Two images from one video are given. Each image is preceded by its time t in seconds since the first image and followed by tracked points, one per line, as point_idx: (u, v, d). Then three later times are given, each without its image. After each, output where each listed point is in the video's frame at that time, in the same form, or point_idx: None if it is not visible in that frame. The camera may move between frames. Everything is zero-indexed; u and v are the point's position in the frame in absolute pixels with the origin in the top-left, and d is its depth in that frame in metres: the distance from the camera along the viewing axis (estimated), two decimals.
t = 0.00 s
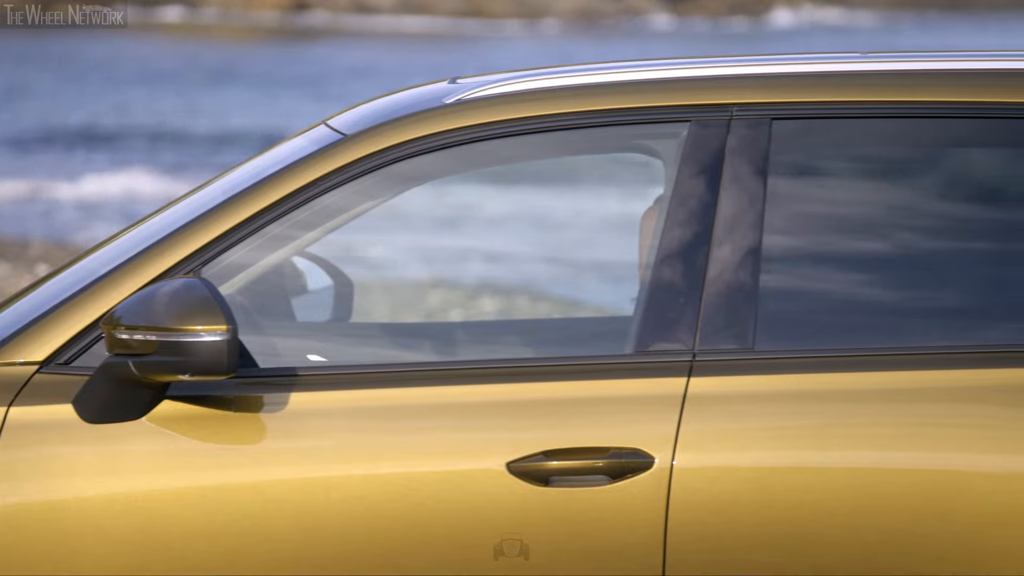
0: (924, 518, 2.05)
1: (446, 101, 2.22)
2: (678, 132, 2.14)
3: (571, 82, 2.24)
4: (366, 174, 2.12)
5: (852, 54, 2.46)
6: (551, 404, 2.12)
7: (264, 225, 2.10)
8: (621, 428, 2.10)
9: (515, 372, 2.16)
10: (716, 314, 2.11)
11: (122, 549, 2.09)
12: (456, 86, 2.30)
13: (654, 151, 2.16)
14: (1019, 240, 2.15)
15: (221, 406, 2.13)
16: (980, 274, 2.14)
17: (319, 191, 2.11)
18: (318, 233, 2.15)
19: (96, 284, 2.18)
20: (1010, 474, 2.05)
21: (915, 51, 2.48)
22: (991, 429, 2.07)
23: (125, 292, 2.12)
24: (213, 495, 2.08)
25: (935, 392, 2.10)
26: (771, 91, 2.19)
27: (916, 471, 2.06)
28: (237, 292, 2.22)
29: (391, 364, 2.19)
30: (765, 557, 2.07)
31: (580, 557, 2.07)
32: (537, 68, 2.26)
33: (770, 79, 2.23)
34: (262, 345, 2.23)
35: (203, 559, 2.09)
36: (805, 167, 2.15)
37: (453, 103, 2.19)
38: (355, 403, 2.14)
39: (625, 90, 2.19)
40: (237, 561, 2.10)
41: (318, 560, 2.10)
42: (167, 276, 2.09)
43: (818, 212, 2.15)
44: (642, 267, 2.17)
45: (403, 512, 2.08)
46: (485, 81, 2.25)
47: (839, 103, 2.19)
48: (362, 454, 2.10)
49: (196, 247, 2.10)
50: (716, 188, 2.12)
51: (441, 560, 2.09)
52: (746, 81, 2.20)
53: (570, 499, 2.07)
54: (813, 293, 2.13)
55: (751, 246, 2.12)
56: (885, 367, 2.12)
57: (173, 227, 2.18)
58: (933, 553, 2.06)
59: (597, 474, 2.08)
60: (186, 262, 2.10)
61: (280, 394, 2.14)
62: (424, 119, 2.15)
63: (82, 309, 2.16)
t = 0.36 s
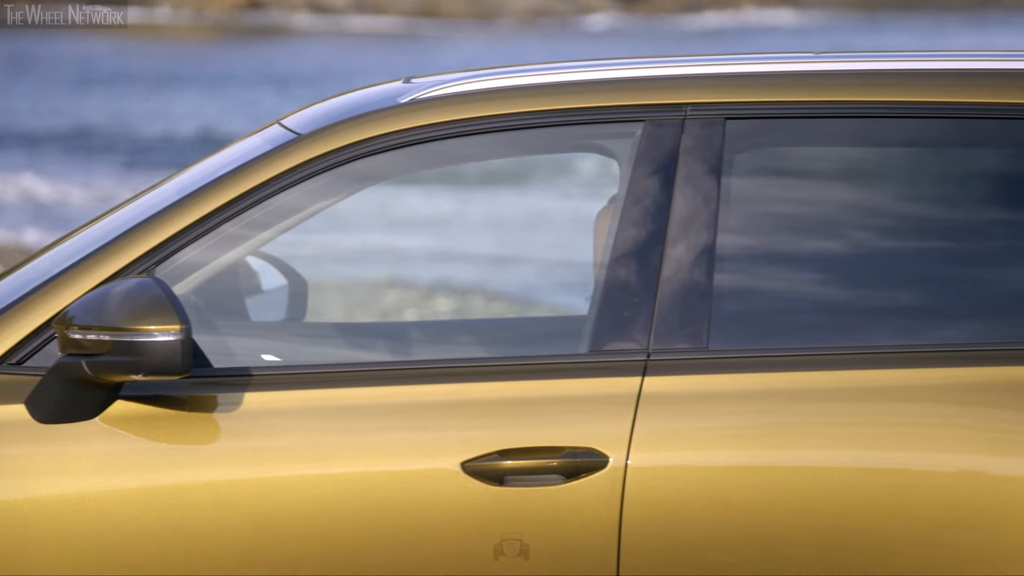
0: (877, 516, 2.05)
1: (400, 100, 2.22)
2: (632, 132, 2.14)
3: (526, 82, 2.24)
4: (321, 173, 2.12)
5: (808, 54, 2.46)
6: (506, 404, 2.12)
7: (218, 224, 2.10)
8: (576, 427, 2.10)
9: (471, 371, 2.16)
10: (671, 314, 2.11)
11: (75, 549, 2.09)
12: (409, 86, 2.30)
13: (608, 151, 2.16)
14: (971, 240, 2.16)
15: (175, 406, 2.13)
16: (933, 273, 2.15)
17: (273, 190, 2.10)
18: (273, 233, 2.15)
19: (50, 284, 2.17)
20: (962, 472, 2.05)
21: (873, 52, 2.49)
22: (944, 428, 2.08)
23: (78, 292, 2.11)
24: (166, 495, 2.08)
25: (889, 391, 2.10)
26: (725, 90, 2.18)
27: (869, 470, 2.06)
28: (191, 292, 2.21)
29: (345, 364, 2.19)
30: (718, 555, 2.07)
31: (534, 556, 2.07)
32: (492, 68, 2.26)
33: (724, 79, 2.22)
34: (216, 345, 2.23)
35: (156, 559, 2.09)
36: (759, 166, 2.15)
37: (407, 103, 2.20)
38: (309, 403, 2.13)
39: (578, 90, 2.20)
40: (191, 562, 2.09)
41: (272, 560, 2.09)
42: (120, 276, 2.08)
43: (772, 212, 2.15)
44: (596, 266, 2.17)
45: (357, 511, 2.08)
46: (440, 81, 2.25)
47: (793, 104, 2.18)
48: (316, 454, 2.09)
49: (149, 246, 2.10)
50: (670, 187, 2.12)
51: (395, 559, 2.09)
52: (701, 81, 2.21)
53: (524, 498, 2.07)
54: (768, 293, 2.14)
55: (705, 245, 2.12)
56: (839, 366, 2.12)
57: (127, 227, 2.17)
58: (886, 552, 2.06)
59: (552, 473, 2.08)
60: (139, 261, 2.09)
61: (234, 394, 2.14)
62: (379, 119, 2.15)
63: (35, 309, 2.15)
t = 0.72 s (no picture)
0: (831, 515, 2.06)
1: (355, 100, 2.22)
2: (587, 131, 2.14)
3: (481, 81, 2.24)
4: (276, 172, 2.11)
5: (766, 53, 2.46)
6: (460, 403, 2.12)
7: (173, 223, 2.09)
8: (530, 426, 2.09)
9: (427, 370, 2.16)
10: (626, 313, 2.11)
11: (28, 549, 2.09)
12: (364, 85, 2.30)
13: (563, 150, 2.16)
14: (925, 239, 2.15)
15: (129, 406, 2.12)
16: (887, 272, 2.15)
17: (227, 189, 2.10)
18: (228, 232, 2.14)
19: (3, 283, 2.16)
20: (916, 471, 2.05)
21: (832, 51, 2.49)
22: (899, 427, 2.07)
23: (31, 292, 2.10)
24: (119, 495, 2.07)
25: (843, 390, 2.10)
26: (681, 89, 2.18)
27: (824, 469, 2.06)
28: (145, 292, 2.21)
29: (300, 364, 2.18)
30: (673, 554, 2.08)
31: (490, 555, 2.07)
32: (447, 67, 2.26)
33: (681, 78, 2.22)
34: (170, 344, 2.22)
35: (111, 559, 2.09)
36: (715, 165, 2.15)
37: (361, 102, 2.20)
38: (264, 402, 2.13)
39: (533, 89, 2.20)
40: (147, 562, 2.09)
41: (229, 560, 2.09)
42: (73, 275, 2.07)
43: (728, 211, 2.15)
44: (551, 265, 2.16)
45: (312, 511, 2.08)
46: (395, 80, 2.25)
47: (749, 103, 2.18)
48: (271, 453, 2.09)
49: (103, 246, 2.09)
50: (625, 186, 2.12)
51: (351, 558, 2.09)
52: (657, 81, 2.21)
53: (478, 497, 2.07)
54: (723, 292, 2.14)
55: (660, 244, 2.12)
56: (794, 365, 2.13)
57: (81, 227, 2.16)
58: (840, 550, 2.06)
59: (507, 472, 2.08)
60: (93, 261, 2.08)
61: (189, 393, 2.14)
62: (333, 118, 2.15)
63: None
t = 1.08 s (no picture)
0: (786, 514, 2.06)
1: (311, 99, 2.22)
2: (542, 130, 2.14)
3: (439, 81, 2.24)
4: (231, 171, 2.11)
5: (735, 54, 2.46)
6: (415, 403, 2.11)
7: (129, 223, 2.09)
8: (486, 426, 2.09)
9: (384, 370, 2.15)
10: (581, 312, 2.11)
11: None
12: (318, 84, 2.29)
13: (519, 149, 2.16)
14: (883, 238, 2.14)
15: (83, 406, 2.12)
16: (843, 272, 2.14)
17: (182, 189, 2.10)
18: (183, 231, 2.14)
19: None
20: (870, 470, 2.06)
21: (795, 50, 2.48)
22: (853, 426, 2.08)
23: None
24: (74, 495, 2.07)
25: (798, 389, 2.11)
26: (637, 89, 2.18)
27: (778, 468, 2.06)
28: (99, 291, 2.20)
29: (255, 364, 2.18)
30: (627, 553, 2.08)
31: (443, 554, 2.07)
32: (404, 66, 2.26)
33: (638, 78, 2.23)
34: (125, 343, 2.21)
35: (65, 560, 2.08)
36: (670, 164, 2.15)
37: (317, 100, 2.19)
38: (219, 402, 2.12)
39: (490, 88, 2.20)
40: (100, 563, 2.08)
41: (183, 560, 2.08)
42: (26, 275, 2.06)
43: (683, 210, 2.15)
44: (507, 264, 2.16)
45: (267, 511, 2.07)
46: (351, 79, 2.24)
47: (705, 103, 2.18)
48: (225, 453, 2.08)
49: (56, 246, 2.08)
50: (581, 185, 2.12)
51: (306, 558, 2.09)
52: (614, 81, 2.21)
53: (433, 497, 2.07)
54: (678, 291, 2.14)
55: (615, 243, 2.12)
56: (749, 364, 2.13)
57: (35, 226, 2.16)
58: (794, 549, 2.07)
59: (462, 472, 2.08)
60: (47, 260, 2.07)
61: (143, 393, 2.13)
62: (288, 117, 2.15)
63: None
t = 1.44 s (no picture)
0: (739, 513, 2.06)
1: (266, 97, 2.21)
2: (497, 129, 2.14)
3: (395, 79, 2.24)
4: (184, 171, 2.10)
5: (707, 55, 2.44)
6: (370, 402, 2.11)
7: (82, 222, 2.08)
8: (441, 425, 2.09)
9: (338, 369, 2.15)
10: (535, 311, 2.11)
11: None
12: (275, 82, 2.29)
13: (474, 148, 2.16)
14: (838, 237, 2.14)
15: (36, 405, 2.11)
16: (799, 270, 2.13)
17: (136, 187, 2.09)
18: (137, 230, 2.14)
19: None
20: (823, 468, 2.06)
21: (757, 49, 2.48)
22: (808, 424, 2.08)
23: None
24: (27, 495, 2.06)
25: (753, 388, 2.11)
26: (594, 88, 2.19)
27: (732, 466, 2.06)
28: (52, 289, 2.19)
29: (210, 363, 2.17)
30: (583, 552, 2.08)
31: (398, 553, 2.07)
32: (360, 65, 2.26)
33: (596, 77, 2.23)
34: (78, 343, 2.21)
35: (20, 559, 2.08)
36: (625, 163, 2.15)
37: (273, 99, 2.19)
38: (172, 402, 2.12)
39: (446, 87, 2.19)
40: (54, 562, 2.08)
41: (136, 560, 2.08)
42: None
43: (638, 209, 2.15)
44: (461, 263, 2.16)
45: (221, 510, 2.07)
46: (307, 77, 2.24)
47: (661, 102, 2.18)
48: (179, 453, 2.08)
49: (9, 245, 2.07)
50: (535, 184, 2.12)
51: (260, 558, 2.08)
52: (571, 80, 2.21)
53: (387, 497, 2.07)
54: (633, 290, 2.14)
55: (570, 242, 2.12)
56: (704, 363, 2.12)
57: None
58: (748, 547, 2.07)
59: (416, 471, 2.07)
60: None
61: (97, 393, 2.13)
62: (242, 115, 2.14)
63: None
